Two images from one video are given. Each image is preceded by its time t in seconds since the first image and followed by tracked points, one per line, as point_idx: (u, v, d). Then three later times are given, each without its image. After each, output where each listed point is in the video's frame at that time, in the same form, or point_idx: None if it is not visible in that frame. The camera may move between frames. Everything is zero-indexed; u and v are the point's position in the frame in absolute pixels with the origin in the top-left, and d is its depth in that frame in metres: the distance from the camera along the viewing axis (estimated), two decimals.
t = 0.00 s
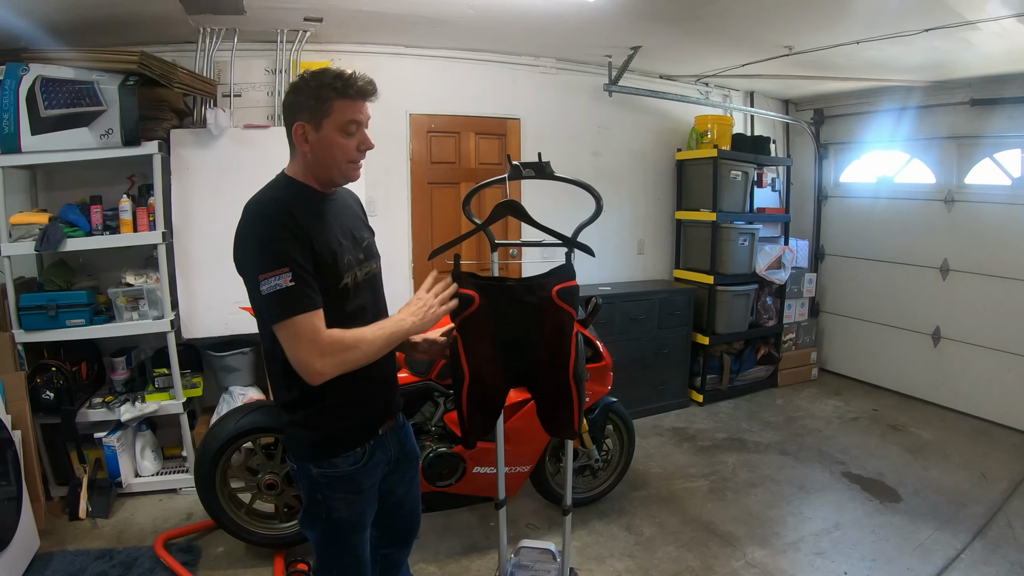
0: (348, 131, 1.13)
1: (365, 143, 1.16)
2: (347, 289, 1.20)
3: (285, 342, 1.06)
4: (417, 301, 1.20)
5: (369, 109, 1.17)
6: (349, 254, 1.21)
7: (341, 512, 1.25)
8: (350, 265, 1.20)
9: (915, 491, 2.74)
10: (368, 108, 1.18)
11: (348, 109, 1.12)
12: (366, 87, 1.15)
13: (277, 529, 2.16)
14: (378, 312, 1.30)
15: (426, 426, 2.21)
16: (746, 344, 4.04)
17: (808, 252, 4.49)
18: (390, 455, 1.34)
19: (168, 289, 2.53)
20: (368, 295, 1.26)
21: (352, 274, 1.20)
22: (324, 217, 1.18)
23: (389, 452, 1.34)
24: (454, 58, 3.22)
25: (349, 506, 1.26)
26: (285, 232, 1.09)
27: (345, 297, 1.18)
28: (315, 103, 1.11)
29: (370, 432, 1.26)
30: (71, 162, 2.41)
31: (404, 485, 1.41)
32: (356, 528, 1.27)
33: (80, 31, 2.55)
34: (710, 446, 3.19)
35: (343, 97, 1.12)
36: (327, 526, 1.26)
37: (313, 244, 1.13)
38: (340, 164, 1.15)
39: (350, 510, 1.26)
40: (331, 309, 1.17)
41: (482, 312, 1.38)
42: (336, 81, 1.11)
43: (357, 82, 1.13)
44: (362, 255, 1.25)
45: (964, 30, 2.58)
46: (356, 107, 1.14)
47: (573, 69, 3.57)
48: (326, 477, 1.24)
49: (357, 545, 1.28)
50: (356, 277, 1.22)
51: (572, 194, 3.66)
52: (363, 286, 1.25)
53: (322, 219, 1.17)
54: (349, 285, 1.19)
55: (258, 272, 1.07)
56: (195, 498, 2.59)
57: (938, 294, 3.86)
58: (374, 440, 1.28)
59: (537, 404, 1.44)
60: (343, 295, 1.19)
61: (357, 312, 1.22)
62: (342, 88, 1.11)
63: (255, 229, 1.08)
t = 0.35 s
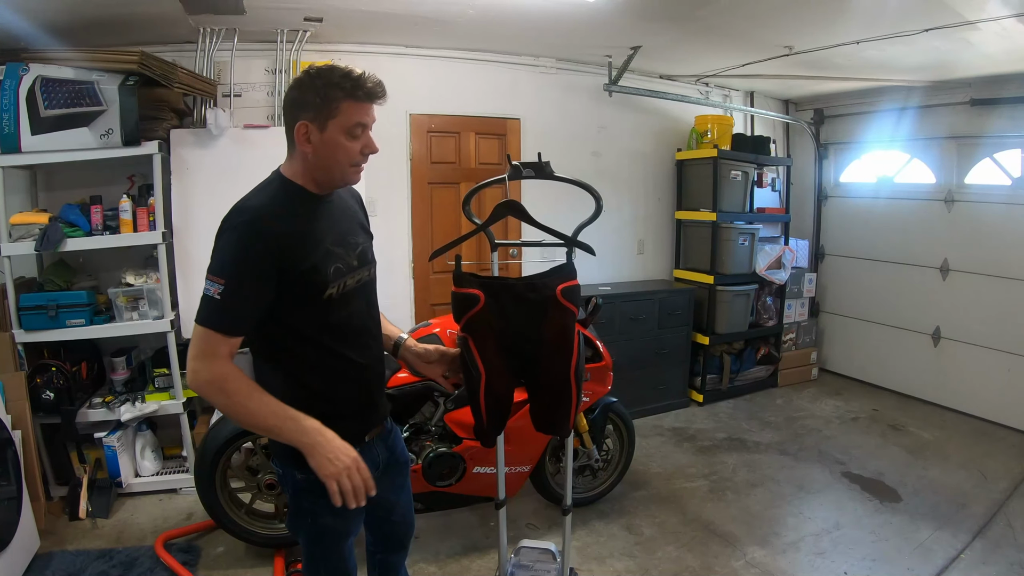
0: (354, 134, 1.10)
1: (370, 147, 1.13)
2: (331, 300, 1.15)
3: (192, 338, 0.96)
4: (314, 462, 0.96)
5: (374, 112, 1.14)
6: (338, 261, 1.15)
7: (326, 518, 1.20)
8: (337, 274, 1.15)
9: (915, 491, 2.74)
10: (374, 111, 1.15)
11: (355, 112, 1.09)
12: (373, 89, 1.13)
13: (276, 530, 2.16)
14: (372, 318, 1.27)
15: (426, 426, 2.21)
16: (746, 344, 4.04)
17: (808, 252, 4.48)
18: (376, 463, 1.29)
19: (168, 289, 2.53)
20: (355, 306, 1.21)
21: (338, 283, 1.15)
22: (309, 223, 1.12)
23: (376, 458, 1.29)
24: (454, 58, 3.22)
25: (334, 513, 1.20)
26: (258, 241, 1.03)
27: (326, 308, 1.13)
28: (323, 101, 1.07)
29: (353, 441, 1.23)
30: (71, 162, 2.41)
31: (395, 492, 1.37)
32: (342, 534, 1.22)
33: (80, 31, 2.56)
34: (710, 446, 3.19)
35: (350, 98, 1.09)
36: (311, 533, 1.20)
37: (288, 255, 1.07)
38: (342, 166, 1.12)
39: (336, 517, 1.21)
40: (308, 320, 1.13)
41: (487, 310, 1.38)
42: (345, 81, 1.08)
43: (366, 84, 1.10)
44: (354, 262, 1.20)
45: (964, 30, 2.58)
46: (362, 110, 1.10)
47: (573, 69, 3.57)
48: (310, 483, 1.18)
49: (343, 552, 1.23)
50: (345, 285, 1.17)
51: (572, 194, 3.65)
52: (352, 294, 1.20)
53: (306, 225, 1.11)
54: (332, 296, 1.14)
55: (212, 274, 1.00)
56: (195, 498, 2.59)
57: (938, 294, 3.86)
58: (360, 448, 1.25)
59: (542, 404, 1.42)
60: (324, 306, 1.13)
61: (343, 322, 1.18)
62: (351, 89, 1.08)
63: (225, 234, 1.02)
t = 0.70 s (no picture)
0: (350, 141, 1.10)
1: (365, 154, 1.13)
2: (320, 304, 1.15)
3: (192, 348, 1.00)
4: (321, 464, 1.00)
5: (372, 119, 1.14)
6: (328, 265, 1.16)
7: (320, 522, 1.19)
8: (327, 278, 1.15)
9: (915, 491, 2.74)
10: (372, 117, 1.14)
11: (352, 119, 1.08)
12: (374, 96, 1.12)
13: (276, 529, 2.17)
14: (368, 321, 1.27)
15: (426, 425, 2.21)
16: (746, 344, 4.04)
17: (808, 252, 4.48)
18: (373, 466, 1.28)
19: (168, 289, 2.53)
20: (348, 308, 1.21)
21: (328, 287, 1.15)
22: (298, 227, 1.12)
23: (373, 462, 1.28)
24: (453, 58, 3.22)
25: (328, 516, 1.20)
26: (243, 247, 1.03)
27: (316, 313, 1.14)
28: (322, 105, 1.06)
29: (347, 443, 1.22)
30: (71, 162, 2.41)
31: (397, 497, 1.36)
32: (336, 538, 1.21)
33: (80, 31, 2.56)
34: (710, 446, 3.18)
35: (348, 104, 1.08)
36: (306, 537, 1.20)
37: (275, 262, 1.08)
38: (336, 171, 1.11)
39: (330, 521, 1.20)
40: (300, 323, 1.14)
41: (487, 312, 1.38)
42: (344, 85, 1.07)
43: (366, 91, 1.09)
44: (347, 265, 1.20)
45: (964, 30, 2.58)
46: (360, 117, 1.10)
47: (573, 69, 3.57)
48: (302, 486, 1.18)
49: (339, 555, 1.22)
50: (336, 289, 1.17)
51: (572, 194, 3.65)
52: (344, 298, 1.20)
53: (296, 229, 1.11)
54: (322, 300, 1.15)
55: (201, 280, 1.02)
56: (195, 498, 2.59)
57: (938, 294, 3.85)
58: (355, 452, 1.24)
59: (542, 403, 1.42)
60: (314, 310, 1.14)
61: (335, 326, 1.18)
62: (350, 94, 1.08)
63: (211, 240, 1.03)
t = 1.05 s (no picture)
0: (350, 141, 1.11)
1: (365, 154, 1.14)
2: (337, 297, 1.19)
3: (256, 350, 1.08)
4: (417, 420, 1.16)
5: (375, 120, 1.14)
6: (342, 259, 1.20)
7: (329, 515, 1.24)
8: (342, 272, 1.19)
9: (915, 491, 2.74)
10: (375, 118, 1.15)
11: (352, 119, 1.09)
12: (377, 97, 1.13)
13: (277, 529, 2.17)
14: (376, 315, 1.30)
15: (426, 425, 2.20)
16: (746, 344, 4.04)
17: (808, 252, 4.49)
18: (381, 462, 1.33)
19: (168, 289, 2.53)
20: (360, 302, 1.24)
21: (343, 280, 1.19)
22: (316, 222, 1.16)
23: (383, 455, 1.32)
24: (453, 58, 3.22)
25: (336, 510, 1.25)
26: (269, 239, 1.08)
27: (334, 306, 1.17)
28: (322, 105, 1.08)
29: (356, 437, 1.24)
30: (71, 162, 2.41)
31: (400, 493, 1.40)
32: (344, 531, 1.26)
33: (80, 31, 2.55)
34: (710, 446, 3.19)
35: (349, 104, 1.09)
36: (315, 529, 1.25)
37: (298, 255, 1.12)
38: (336, 170, 1.12)
39: (338, 514, 1.25)
40: (318, 316, 1.17)
41: (497, 311, 1.34)
42: (344, 86, 1.08)
43: (368, 92, 1.10)
44: (356, 260, 1.24)
45: (964, 30, 2.58)
46: (361, 118, 1.11)
47: (573, 69, 3.56)
48: (313, 481, 1.22)
49: (345, 547, 1.27)
50: (349, 283, 1.21)
51: (572, 194, 3.65)
52: (356, 292, 1.24)
53: (313, 224, 1.16)
54: (340, 293, 1.19)
55: (240, 279, 1.06)
56: (195, 498, 2.59)
57: (938, 294, 3.85)
58: (366, 445, 1.27)
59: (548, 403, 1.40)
60: (332, 303, 1.18)
61: (347, 319, 1.21)
62: (351, 95, 1.09)
63: (237, 234, 1.08)
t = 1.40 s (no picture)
0: (369, 141, 1.15)
1: (383, 154, 1.18)
2: (353, 288, 1.21)
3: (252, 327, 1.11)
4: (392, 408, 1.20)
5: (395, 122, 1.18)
6: (362, 254, 1.22)
7: (349, 504, 1.27)
8: (360, 265, 1.22)
9: (914, 491, 2.74)
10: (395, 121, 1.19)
11: (371, 119, 1.13)
12: (396, 100, 1.17)
13: (277, 530, 2.16)
14: (395, 311, 1.32)
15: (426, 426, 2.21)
16: (746, 344, 4.04)
17: (808, 252, 4.49)
18: (400, 452, 1.35)
19: (168, 289, 2.53)
20: (378, 297, 1.26)
21: (360, 274, 1.22)
22: (335, 217, 1.20)
23: (400, 447, 1.34)
24: (453, 58, 3.22)
25: (356, 499, 1.27)
26: (287, 232, 1.12)
27: (349, 296, 1.20)
28: (343, 107, 1.12)
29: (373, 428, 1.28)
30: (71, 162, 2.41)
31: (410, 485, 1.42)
32: (364, 521, 1.28)
33: (80, 31, 2.55)
34: (710, 446, 3.19)
35: (369, 106, 1.13)
36: (336, 517, 1.28)
37: (313, 247, 1.15)
38: (355, 169, 1.17)
39: (357, 504, 1.28)
40: (332, 306, 1.20)
41: (490, 306, 1.34)
42: (364, 89, 1.12)
43: (387, 95, 1.15)
44: (378, 257, 1.26)
45: (964, 30, 2.58)
46: (381, 119, 1.15)
47: (573, 69, 3.56)
48: (333, 469, 1.26)
49: (364, 538, 1.29)
50: (368, 277, 1.23)
51: (572, 194, 3.65)
52: (376, 286, 1.26)
53: (333, 219, 1.19)
54: (355, 285, 1.21)
55: (253, 261, 1.11)
56: (195, 498, 2.59)
57: (938, 294, 3.86)
58: (384, 436, 1.30)
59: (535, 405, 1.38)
60: (347, 294, 1.21)
61: (364, 312, 1.24)
62: (370, 97, 1.13)
63: (257, 224, 1.12)
